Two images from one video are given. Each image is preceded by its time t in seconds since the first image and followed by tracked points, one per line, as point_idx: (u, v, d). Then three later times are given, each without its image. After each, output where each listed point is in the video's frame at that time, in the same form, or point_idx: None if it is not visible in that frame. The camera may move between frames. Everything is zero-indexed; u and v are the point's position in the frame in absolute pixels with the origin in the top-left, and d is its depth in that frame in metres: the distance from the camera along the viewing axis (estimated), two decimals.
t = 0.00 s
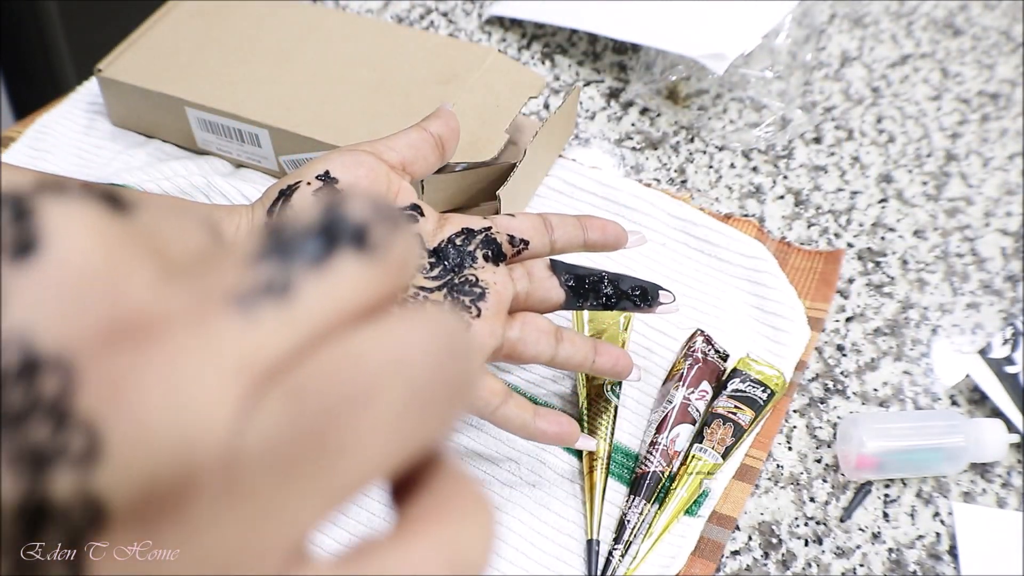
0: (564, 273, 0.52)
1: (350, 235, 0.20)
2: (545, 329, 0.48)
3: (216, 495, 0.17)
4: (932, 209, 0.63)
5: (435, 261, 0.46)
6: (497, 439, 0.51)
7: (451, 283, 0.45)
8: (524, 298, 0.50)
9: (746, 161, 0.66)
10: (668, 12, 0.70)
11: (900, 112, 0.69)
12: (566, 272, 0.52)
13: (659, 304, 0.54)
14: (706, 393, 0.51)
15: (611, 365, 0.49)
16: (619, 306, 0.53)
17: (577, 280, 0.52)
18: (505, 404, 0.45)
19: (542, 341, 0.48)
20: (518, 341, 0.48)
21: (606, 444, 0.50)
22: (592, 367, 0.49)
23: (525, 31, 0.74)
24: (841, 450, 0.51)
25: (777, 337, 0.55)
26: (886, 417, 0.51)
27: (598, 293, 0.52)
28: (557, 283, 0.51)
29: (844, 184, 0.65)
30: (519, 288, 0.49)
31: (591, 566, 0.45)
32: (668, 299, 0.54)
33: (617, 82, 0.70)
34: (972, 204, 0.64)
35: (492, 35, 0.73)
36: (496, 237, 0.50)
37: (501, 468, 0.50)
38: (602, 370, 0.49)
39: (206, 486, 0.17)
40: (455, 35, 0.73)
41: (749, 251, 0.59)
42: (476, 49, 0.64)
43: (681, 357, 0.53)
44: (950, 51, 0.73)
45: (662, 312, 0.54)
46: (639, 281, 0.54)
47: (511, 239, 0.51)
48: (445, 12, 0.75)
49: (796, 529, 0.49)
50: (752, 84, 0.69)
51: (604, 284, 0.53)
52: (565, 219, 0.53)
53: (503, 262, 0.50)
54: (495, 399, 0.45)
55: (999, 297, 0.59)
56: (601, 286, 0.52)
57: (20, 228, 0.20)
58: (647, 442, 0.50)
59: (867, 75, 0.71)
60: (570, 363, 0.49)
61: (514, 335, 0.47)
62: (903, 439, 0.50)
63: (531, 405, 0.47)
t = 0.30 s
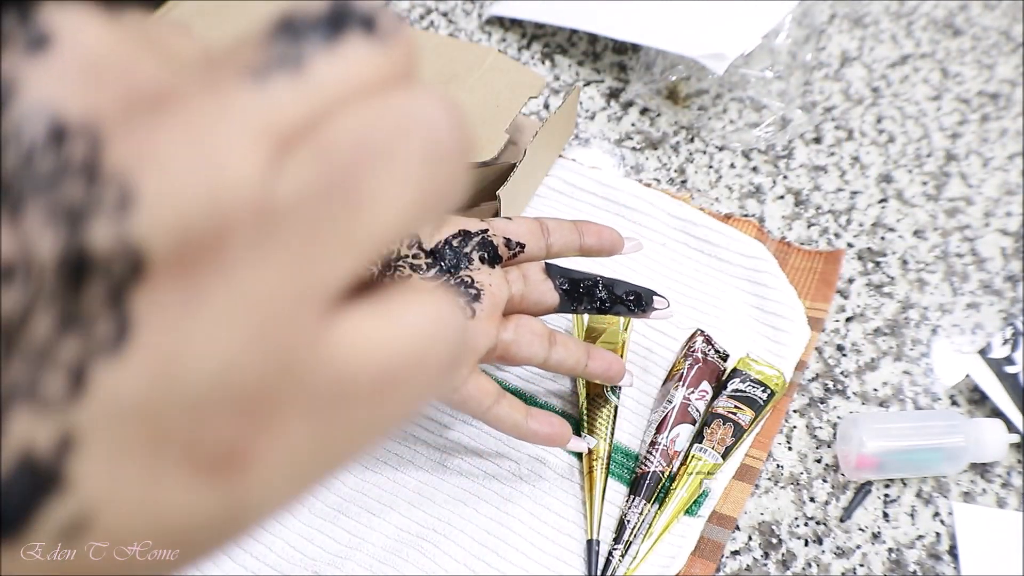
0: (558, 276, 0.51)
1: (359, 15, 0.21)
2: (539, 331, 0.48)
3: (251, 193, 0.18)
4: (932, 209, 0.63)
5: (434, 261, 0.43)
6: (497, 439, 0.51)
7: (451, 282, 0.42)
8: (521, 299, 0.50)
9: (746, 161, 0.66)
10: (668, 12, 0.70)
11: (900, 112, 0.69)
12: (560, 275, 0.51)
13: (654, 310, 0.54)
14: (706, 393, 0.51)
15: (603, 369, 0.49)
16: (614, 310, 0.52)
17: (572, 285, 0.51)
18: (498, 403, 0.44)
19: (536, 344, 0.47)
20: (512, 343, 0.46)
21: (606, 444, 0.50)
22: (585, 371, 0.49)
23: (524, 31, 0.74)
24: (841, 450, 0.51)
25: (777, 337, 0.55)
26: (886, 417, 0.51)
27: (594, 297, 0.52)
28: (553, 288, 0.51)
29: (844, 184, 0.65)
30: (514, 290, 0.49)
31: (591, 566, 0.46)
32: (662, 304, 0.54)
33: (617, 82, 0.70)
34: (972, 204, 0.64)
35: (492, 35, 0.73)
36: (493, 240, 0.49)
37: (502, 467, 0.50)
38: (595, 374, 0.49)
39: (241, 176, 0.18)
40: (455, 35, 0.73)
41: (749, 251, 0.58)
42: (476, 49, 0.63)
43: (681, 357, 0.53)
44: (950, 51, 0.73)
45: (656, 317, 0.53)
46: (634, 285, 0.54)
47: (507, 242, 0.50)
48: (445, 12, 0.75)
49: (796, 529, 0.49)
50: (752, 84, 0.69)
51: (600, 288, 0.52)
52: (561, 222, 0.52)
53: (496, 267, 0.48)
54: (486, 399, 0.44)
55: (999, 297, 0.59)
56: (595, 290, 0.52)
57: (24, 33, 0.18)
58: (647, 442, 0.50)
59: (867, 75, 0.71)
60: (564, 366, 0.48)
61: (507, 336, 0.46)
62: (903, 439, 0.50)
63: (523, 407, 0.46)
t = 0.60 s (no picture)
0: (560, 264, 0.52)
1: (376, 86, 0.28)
2: (540, 317, 0.48)
3: (365, 131, 0.24)
4: (932, 209, 0.63)
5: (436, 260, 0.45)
6: (497, 439, 0.51)
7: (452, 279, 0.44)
8: (523, 285, 0.50)
9: (746, 161, 0.66)
10: (669, 12, 0.70)
11: (900, 112, 0.69)
12: (562, 263, 0.52)
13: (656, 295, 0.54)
14: (706, 393, 0.51)
15: (606, 355, 0.49)
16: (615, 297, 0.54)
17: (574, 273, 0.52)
18: (502, 386, 0.45)
19: (537, 331, 0.48)
20: (515, 328, 0.47)
21: (606, 444, 0.50)
22: (587, 356, 0.49)
23: (525, 31, 0.74)
24: (841, 450, 0.51)
25: (777, 338, 0.55)
26: (885, 417, 0.51)
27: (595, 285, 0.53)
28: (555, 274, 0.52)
29: (844, 184, 0.65)
30: (517, 277, 0.50)
31: (591, 566, 0.46)
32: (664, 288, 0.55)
33: (618, 82, 0.70)
34: (972, 204, 0.64)
35: (492, 35, 0.73)
36: (496, 226, 0.49)
37: (502, 467, 0.50)
38: (597, 361, 0.49)
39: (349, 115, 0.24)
40: (455, 35, 0.73)
41: (749, 251, 0.58)
42: (476, 49, 0.63)
43: (681, 357, 0.53)
44: (950, 51, 0.73)
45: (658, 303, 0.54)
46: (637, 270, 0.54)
47: (510, 228, 0.50)
48: (445, 12, 0.75)
49: (796, 529, 0.49)
50: (752, 84, 0.69)
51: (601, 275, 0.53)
52: (565, 208, 0.52)
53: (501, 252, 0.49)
54: (490, 383, 0.45)
55: (999, 297, 0.59)
56: (597, 277, 0.53)
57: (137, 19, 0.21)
58: (647, 442, 0.50)
59: (867, 75, 0.71)
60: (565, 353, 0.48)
61: (510, 322, 0.47)
62: (903, 439, 0.50)
63: (526, 391, 0.46)
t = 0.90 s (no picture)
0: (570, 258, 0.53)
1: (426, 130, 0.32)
2: (549, 311, 0.48)
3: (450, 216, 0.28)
4: (932, 209, 0.63)
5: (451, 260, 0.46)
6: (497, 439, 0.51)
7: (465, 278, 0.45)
8: (532, 279, 0.50)
9: (746, 161, 0.66)
10: (669, 12, 0.70)
11: (900, 112, 0.69)
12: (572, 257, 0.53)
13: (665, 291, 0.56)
14: (706, 393, 0.51)
15: (614, 349, 0.50)
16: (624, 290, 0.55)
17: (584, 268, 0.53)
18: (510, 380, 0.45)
19: (546, 325, 0.48)
20: (524, 321, 0.47)
21: (606, 444, 0.50)
22: (595, 350, 0.50)
23: (524, 31, 0.74)
24: (841, 450, 0.51)
25: (777, 337, 0.55)
26: (885, 417, 0.51)
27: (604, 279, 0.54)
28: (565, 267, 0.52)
29: (844, 184, 0.65)
30: (526, 271, 0.50)
31: (591, 566, 0.45)
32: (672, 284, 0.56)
33: (618, 82, 0.70)
34: (972, 204, 0.64)
35: (492, 35, 0.73)
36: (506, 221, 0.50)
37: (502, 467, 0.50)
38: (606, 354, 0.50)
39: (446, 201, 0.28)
40: (455, 35, 0.73)
41: (749, 251, 0.59)
42: (476, 49, 0.64)
43: (681, 357, 0.53)
44: (950, 51, 0.73)
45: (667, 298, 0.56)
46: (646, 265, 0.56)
47: (519, 222, 0.50)
48: (445, 12, 0.75)
49: (796, 529, 0.49)
50: (752, 83, 0.69)
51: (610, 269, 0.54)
52: (573, 203, 0.53)
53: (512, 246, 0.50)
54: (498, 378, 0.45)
55: (999, 297, 0.59)
56: (607, 271, 0.54)
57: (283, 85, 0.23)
58: (647, 442, 0.50)
59: (868, 75, 0.71)
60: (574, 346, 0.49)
61: (520, 316, 0.47)
62: (903, 439, 0.50)
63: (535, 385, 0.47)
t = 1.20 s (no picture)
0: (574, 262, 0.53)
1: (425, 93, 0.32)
2: (553, 315, 0.48)
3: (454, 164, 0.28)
4: (932, 209, 0.63)
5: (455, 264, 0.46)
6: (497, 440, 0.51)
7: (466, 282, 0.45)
8: (537, 283, 0.50)
9: (746, 161, 0.66)
10: (668, 12, 0.70)
11: (901, 112, 0.69)
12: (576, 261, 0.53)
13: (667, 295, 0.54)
14: (706, 393, 0.51)
15: (617, 350, 0.50)
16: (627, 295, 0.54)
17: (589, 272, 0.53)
18: (514, 382, 0.45)
19: (549, 329, 0.48)
20: (528, 325, 0.47)
21: (606, 444, 0.50)
22: (598, 353, 0.50)
23: (524, 31, 0.74)
24: (841, 450, 0.51)
25: (777, 337, 0.55)
26: (885, 417, 0.51)
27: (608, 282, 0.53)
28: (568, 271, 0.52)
29: (844, 184, 0.65)
30: (530, 274, 0.50)
31: (591, 566, 0.45)
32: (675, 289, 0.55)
33: (618, 82, 0.70)
34: (972, 203, 0.64)
35: (492, 35, 0.73)
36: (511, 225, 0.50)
37: (502, 468, 0.50)
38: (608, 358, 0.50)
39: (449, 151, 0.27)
40: (455, 35, 0.73)
41: (749, 251, 0.59)
42: (476, 49, 0.64)
43: (681, 357, 0.53)
44: (950, 51, 0.73)
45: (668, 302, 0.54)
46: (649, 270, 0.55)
47: (525, 226, 0.50)
48: (445, 12, 0.75)
49: (796, 529, 0.49)
50: (752, 84, 0.69)
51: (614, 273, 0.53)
52: (578, 206, 0.53)
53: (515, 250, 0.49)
54: (502, 379, 0.45)
55: (999, 297, 0.59)
56: (610, 275, 0.53)
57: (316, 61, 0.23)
58: (647, 442, 0.50)
59: (868, 75, 0.71)
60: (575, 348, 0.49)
61: (524, 318, 0.47)
62: (903, 439, 0.50)
63: (538, 387, 0.47)
